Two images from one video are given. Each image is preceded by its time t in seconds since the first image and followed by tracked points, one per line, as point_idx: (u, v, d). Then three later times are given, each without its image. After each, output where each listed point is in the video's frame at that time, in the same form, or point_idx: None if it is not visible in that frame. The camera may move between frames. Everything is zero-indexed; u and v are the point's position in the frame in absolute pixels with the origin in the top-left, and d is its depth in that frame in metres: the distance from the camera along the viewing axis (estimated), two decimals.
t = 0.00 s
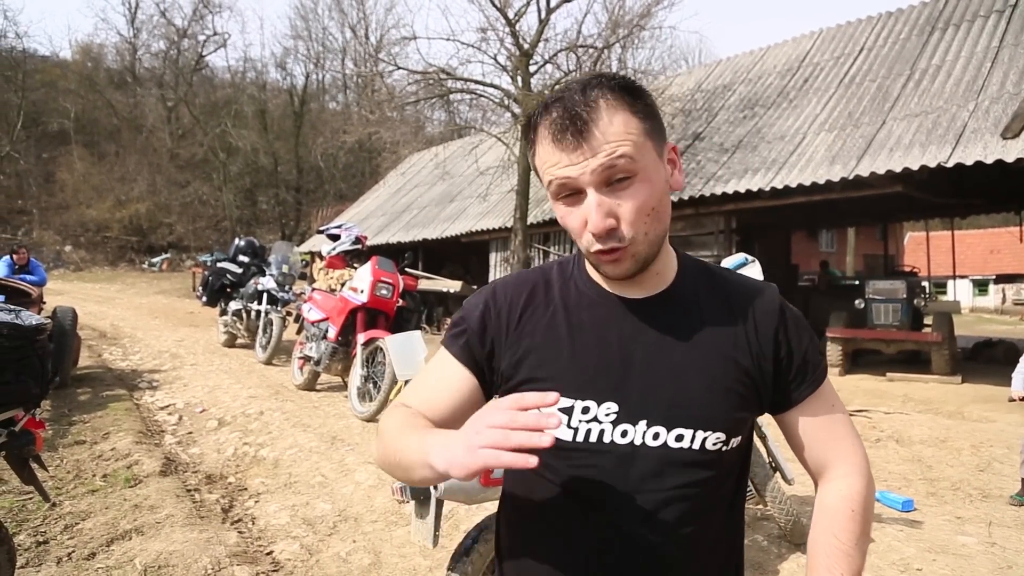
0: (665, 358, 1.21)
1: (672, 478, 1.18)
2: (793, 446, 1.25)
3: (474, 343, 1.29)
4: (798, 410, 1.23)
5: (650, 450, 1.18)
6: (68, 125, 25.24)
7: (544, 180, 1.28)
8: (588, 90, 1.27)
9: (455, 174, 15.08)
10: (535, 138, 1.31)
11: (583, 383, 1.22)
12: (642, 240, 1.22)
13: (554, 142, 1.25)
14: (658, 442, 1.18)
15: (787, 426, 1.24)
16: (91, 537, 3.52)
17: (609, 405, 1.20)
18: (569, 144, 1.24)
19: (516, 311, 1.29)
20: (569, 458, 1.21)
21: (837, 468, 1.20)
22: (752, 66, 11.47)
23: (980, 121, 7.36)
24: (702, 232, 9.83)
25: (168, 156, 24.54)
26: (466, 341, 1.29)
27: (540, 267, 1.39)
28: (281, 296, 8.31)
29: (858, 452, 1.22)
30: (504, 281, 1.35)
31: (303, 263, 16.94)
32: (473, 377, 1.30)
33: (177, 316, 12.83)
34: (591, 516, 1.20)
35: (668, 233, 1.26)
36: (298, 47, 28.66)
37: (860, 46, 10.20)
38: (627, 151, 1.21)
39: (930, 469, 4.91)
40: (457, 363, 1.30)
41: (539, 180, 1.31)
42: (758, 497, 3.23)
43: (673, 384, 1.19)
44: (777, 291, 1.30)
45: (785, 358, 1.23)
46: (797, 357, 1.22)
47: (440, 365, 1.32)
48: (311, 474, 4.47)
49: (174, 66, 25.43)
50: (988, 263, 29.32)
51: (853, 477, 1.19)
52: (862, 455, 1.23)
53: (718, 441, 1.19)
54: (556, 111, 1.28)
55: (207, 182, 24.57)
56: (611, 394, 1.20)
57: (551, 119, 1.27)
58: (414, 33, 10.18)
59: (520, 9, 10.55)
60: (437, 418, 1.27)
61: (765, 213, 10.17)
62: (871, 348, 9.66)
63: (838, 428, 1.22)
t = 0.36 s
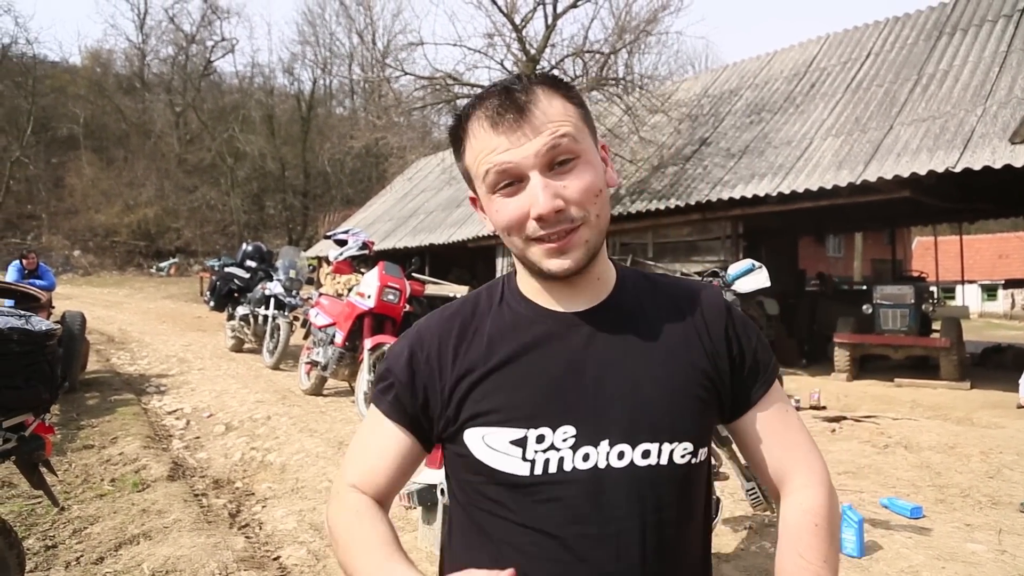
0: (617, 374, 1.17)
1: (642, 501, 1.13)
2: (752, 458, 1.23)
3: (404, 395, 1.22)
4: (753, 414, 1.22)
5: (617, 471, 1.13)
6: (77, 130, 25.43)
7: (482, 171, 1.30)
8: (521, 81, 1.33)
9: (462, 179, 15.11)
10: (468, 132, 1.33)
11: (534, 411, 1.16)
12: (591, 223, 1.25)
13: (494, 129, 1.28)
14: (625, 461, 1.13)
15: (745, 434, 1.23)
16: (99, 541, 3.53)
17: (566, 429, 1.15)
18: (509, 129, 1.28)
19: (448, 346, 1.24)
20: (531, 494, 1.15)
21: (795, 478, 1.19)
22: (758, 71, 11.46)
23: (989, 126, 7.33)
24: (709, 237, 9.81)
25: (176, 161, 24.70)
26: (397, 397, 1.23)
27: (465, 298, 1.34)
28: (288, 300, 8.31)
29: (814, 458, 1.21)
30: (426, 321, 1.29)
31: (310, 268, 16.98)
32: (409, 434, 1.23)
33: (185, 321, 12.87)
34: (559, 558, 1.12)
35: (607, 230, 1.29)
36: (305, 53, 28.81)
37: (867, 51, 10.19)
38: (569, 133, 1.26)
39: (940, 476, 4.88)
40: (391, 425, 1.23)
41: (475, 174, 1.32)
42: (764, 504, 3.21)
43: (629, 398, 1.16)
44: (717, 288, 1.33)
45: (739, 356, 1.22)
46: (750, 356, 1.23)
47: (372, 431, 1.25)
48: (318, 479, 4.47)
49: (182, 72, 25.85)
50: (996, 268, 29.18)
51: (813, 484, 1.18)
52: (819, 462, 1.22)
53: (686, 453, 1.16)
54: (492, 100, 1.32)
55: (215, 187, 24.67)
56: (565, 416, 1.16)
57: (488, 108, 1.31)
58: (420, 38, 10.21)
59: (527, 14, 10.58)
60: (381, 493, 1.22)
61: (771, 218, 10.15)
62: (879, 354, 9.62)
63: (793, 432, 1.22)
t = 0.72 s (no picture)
0: (583, 390, 1.10)
1: (608, 526, 1.03)
2: (760, 483, 1.07)
3: (403, 422, 1.25)
4: (750, 429, 1.08)
5: (579, 494, 1.04)
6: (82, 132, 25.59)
7: (432, 201, 1.29)
8: (452, 105, 1.34)
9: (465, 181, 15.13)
10: (414, 167, 1.34)
11: (500, 430, 1.11)
12: (548, 230, 1.19)
13: (432, 156, 1.28)
14: (587, 483, 1.04)
15: (749, 454, 1.08)
16: (103, 542, 3.54)
17: (530, 448, 1.09)
18: (446, 154, 1.27)
19: (430, 370, 1.23)
20: (495, 516, 1.10)
21: (805, 505, 1.00)
22: (762, 74, 11.46)
23: (993, 129, 7.31)
24: (713, 241, 9.80)
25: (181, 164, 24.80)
26: (397, 425, 1.25)
27: (460, 324, 1.34)
28: (292, 302, 8.32)
29: (833, 481, 1.02)
30: (420, 347, 1.31)
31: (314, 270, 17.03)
32: (420, 465, 1.25)
33: (189, 322, 12.91)
34: None
35: (573, 235, 1.24)
36: (309, 55, 28.88)
37: (871, 54, 10.18)
38: (506, 142, 1.24)
39: (944, 480, 4.87)
40: (400, 451, 1.26)
41: (429, 206, 1.32)
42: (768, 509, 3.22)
43: (597, 415, 1.07)
44: (721, 288, 1.19)
45: (732, 367, 1.09)
46: (743, 365, 1.08)
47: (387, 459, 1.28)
48: (322, 481, 4.48)
49: (187, 74, 26.01)
50: (1000, 272, 29.15)
51: (828, 510, 0.99)
52: (845, 485, 1.03)
53: (659, 473, 1.04)
54: (426, 130, 1.33)
55: (219, 189, 24.78)
56: (529, 435, 1.09)
57: (424, 138, 1.32)
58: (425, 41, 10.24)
59: (531, 17, 10.58)
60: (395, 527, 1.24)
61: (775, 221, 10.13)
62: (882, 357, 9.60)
63: (805, 448, 1.04)
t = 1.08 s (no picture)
0: (606, 402, 1.10)
1: (621, 542, 1.04)
2: (792, 510, 1.08)
3: (429, 419, 1.29)
4: (785, 459, 1.07)
5: (595, 508, 1.06)
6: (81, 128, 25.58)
7: (496, 166, 1.29)
8: (550, 77, 1.31)
9: (465, 180, 15.12)
10: (489, 122, 1.33)
11: (518, 437, 1.13)
12: (600, 230, 1.18)
13: (513, 119, 1.27)
14: (604, 498, 1.06)
15: (780, 482, 1.08)
16: (99, 538, 3.54)
17: (546, 457, 1.11)
18: (528, 121, 1.26)
19: (456, 366, 1.26)
20: (510, 522, 1.13)
21: (841, 540, 1.03)
22: (763, 76, 11.46)
23: (993, 133, 7.32)
24: (712, 241, 9.79)
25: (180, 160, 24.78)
26: (424, 422, 1.30)
27: (492, 316, 1.35)
28: (290, 300, 8.31)
29: (871, 516, 1.04)
30: (448, 341, 1.33)
31: (312, 267, 17.02)
32: (448, 464, 1.31)
33: (186, 319, 12.90)
34: None
35: (625, 240, 1.22)
36: (309, 53, 28.90)
37: (871, 56, 10.19)
38: (589, 130, 1.22)
39: (940, 483, 4.88)
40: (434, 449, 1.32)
41: (490, 168, 1.31)
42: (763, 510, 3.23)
43: (619, 430, 1.08)
44: (763, 308, 1.16)
45: (767, 397, 1.07)
46: (781, 394, 1.06)
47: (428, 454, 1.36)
48: (319, 478, 4.48)
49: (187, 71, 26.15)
50: (998, 275, 29.15)
51: (863, 547, 1.01)
52: (884, 526, 1.04)
53: (678, 494, 1.04)
54: (516, 91, 1.31)
55: (218, 186, 24.76)
56: (547, 445, 1.11)
57: (510, 100, 1.30)
58: (426, 39, 10.22)
59: (532, 17, 10.56)
60: (445, 525, 1.36)
61: (774, 223, 10.14)
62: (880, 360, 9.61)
63: (843, 483, 1.05)
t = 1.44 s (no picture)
0: (636, 408, 1.12)
1: (642, 552, 1.07)
2: (802, 518, 1.15)
3: (427, 407, 1.22)
4: (801, 470, 1.14)
5: (621, 516, 1.08)
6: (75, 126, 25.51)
7: (549, 155, 1.24)
8: (621, 68, 1.25)
9: (460, 180, 15.11)
10: (548, 100, 1.26)
11: (540, 440, 1.13)
12: (646, 245, 1.20)
13: (580, 110, 1.21)
14: (630, 506, 1.08)
15: (793, 490, 1.15)
16: (92, 538, 3.52)
17: (571, 462, 1.11)
18: (598, 115, 1.21)
19: (466, 356, 1.22)
20: (524, 526, 1.12)
21: (851, 547, 1.10)
22: (758, 77, 11.48)
23: (986, 135, 7.35)
24: (706, 242, 9.80)
25: (174, 159, 24.72)
26: (420, 409, 1.23)
27: (494, 308, 1.32)
28: (285, 299, 8.29)
29: (876, 524, 1.11)
30: (450, 326, 1.29)
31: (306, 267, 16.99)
32: (441, 456, 1.24)
33: (180, 318, 12.85)
34: None
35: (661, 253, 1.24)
36: (305, 52, 28.86)
37: (866, 58, 10.22)
38: (658, 143, 1.20)
39: (932, 483, 4.90)
40: (422, 443, 1.24)
41: (538, 152, 1.27)
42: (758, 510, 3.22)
43: (646, 437, 1.11)
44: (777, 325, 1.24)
45: (788, 409, 1.13)
46: (801, 408, 1.13)
47: (408, 446, 1.26)
48: (312, 478, 4.47)
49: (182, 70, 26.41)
50: (990, 276, 29.30)
51: (872, 554, 1.08)
52: (887, 532, 1.12)
53: (703, 506, 1.09)
54: (587, 77, 1.25)
55: (212, 185, 24.71)
56: (571, 449, 1.12)
57: (578, 85, 1.24)
58: (421, 39, 10.20)
59: (528, 17, 10.54)
60: (425, 524, 1.24)
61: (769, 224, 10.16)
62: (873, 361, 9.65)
63: (854, 493, 1.12)
